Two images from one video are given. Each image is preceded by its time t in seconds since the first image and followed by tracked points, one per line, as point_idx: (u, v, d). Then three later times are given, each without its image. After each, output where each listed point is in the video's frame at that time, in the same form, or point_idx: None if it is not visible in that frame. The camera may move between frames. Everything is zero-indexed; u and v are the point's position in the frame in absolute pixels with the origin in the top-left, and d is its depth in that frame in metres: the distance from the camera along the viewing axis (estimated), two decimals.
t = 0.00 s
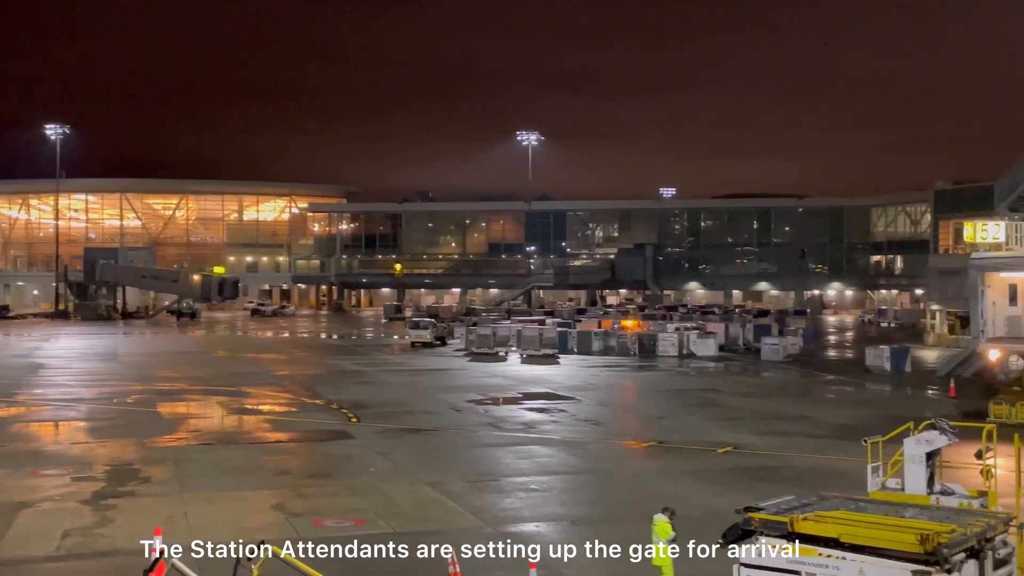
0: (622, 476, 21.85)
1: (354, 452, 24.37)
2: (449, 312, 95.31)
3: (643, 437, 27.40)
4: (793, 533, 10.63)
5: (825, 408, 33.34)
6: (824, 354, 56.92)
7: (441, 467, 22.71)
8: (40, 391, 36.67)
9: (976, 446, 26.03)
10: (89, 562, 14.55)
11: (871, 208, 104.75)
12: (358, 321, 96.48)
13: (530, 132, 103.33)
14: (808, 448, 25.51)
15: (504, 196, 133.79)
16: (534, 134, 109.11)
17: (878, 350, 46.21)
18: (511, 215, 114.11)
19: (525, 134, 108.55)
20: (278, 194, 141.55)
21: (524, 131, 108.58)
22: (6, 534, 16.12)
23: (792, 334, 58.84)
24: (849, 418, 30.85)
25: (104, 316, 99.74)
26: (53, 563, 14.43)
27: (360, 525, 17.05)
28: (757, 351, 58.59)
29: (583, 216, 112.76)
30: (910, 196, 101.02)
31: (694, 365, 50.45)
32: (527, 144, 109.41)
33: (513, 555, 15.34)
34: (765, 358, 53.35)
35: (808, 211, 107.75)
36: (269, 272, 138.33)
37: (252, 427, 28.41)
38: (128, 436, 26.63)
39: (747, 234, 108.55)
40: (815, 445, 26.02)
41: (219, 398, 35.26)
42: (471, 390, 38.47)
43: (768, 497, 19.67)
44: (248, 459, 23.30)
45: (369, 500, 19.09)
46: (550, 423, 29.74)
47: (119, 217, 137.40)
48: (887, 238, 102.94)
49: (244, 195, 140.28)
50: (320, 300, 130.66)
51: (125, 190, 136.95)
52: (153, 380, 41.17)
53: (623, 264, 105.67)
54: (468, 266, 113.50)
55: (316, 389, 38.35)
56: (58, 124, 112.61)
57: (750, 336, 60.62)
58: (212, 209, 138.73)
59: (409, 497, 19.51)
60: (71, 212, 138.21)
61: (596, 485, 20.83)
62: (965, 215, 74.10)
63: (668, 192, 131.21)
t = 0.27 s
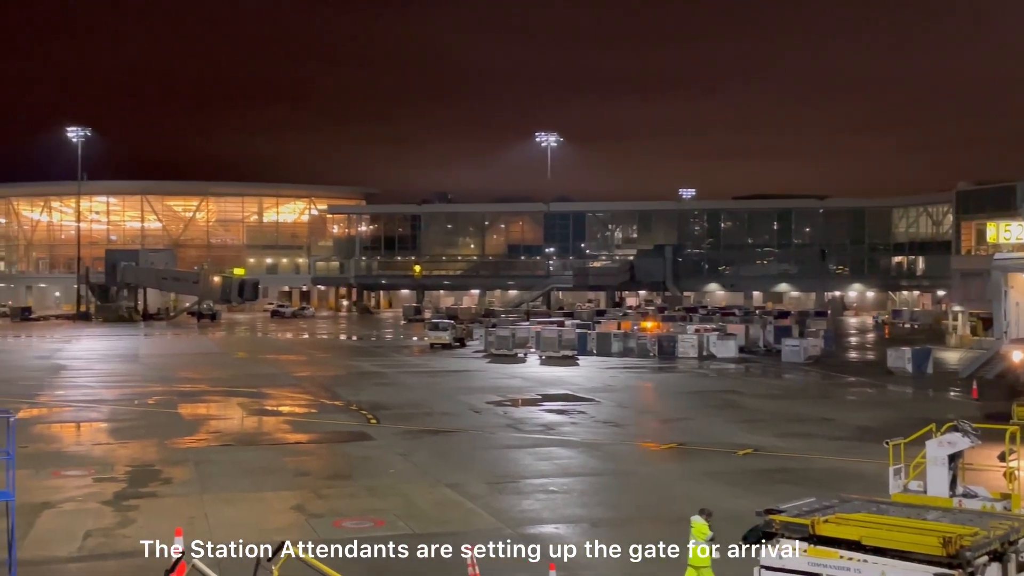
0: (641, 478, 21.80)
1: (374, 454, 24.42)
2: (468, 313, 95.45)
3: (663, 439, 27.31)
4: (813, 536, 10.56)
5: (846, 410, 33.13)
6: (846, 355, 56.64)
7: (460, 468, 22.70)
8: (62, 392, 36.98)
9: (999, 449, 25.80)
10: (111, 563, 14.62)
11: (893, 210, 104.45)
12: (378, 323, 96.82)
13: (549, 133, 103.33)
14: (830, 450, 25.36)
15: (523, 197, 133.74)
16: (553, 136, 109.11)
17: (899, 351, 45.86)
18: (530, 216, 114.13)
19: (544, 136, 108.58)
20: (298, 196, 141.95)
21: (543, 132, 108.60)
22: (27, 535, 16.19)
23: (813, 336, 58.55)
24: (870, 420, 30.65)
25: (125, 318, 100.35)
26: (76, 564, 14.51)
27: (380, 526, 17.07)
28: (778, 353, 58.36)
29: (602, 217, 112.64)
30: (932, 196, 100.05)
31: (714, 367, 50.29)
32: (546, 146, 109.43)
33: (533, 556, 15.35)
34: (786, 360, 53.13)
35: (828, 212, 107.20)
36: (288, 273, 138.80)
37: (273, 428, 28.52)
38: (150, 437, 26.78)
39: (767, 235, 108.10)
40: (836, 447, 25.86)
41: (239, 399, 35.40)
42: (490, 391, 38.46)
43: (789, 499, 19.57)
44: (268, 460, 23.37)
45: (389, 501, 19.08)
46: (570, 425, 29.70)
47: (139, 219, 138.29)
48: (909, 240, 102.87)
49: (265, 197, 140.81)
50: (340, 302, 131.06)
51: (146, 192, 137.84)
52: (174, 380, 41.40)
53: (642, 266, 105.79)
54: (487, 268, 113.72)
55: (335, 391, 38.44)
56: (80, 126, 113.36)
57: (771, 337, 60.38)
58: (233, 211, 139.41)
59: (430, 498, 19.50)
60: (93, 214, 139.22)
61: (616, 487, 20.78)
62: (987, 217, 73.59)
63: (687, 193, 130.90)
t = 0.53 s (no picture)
0: (660, 479, 21.78)
1: (393, 454, 24.50)
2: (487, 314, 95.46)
3: (682, 440, 27.27)
4: (833, 537, 10.47)
5: (866, 411, 32.98)
6: (866, 356, 56.41)
7: (479, 469, 22.73)
8: (84, 392, 37.22)
9: (1021, 451, 25.64)
10: (135, 563, 14.73)
11: (913, 210, 104.21)
12: (396, 323, 96.96)
13: (567, 133, 103.30)
14: (850, 452, 25.26)
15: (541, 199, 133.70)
16: (572, 137, 109.04)
17: (919, 351, 45.56)
18: (548, 217, 114.15)
19: (562, 136, 108.55)
20: (317, 198, 142.37)
21: (561, 133, 108.57)
22: (49, 535, 16.28)
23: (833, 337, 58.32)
24: (891, 422, 30.52)
25: (145, 319, 100.85)
26: (98, 564, 14.61)
27: (399, 527, 17.11)
28: (797, 354, 58.14)
29: (621, 218, 112.46)
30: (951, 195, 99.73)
31: (733, 368, 50.18)
32: (565, 147, 109.40)
33: (551, 557, 15.39)
34: (805, 361, 52.95)
35: (848, 213, 106.76)
36: (307, 275, 139.22)
37: (292, 429, 28.64)
38: (171, 437, 26.95)
39: (787, 235, 107.70)
40: (856, 448, 25.76)
41: (258, 400, 35.58)
42: (508, 392, 38.48)
43: (809, 501, 19.51)
44: (288, 461, 23.47)
45: (408, 502, 19.12)
46: (588, 425, 29.69)
47: (160, 221, 138.96)
48: (929, 239, 102.54)
49: (284, 199, 141.32)
50: (359, 303, 131.41)
51: (166, 194, 138.53)
52: (194, 382, 41.60)
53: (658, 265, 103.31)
54: (505, 269, 113.86)
55: (354, 391, 38.57)
56: (100, 129, 113.98)
57: (790, 338, 60.17)
58: (252, 213, 139.96)
59: (449, 499, 19.53)
60: (114, 216, 140.06)
61: (635, 488, 20.77)
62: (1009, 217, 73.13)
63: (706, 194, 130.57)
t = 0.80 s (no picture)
0: (678, 480, 21.73)
1: (411, 455, 24.54)
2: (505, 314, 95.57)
3: (701, 440, 27.20)
4: (853, 538, 10.43)
5: (887, 412, 32.76)
6: (885, 357, 56.05)
7: (497, 470, 22.72)
8: (104, 393, 37.42)
9: None
10: (154, 563, 14.76)
11: (933, 209, 103.80)
12: (414, 324, 97.15)
13: (584, 134, 103.23)
14: (870, 453, 25.10)
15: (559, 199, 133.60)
16: (589, 137, 108.95)
17: (939, 351, 45.22)
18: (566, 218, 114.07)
19: (579, 136, 108.44)
20: (335, 198, 142.77)
21: (579, 133, 108.49)
22: (70, 534, 16.40)
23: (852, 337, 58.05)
24: (912, 422, 30.29)
25: (165, 320, 101.39)
26: (119, 564, 14.67)
27: (418, 528, 17.11)
28: (816, 355, 57.87)
29: (639, 218, 112.26)
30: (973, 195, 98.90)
31: (751, 368, 50.00)
32: (582, 147, 109.30)
33: (571, 556, 15.40)
34: (824, 361, 52.70)
35: (867, 212, 106.16)
36: (326, 275, 139.52)
37: (311, 429, 28.71)
38: (191, 437, 27.10)
39: (805, 235, 107.21)
40: (876, 450, 25.60)
41: (278, 399, 35.71)
42: (525, 392, 38.46)
43: (829, 501, 19.41)
44: (307, 461, 23.52)
45: (426, 502, 19.15)
46: (606, 426, 29.65)
47: (179, 222, 139.70)
48: (949, 239, 101.85)
49: (302, 200, 141.77)
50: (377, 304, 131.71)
51: (185, 196, 139.27)
52: (213, 382, 41.78)
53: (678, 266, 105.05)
54: (522, 270, 113.90)
55: (372, 392, 38.64)
56: (120, 131, 114.59)
57: (809, 339, 59.90)
58: (271, 214, 140.43)
59: (466, 500, 19.54)
60: (133, 217, 140.93)
61: (653, 489, 20.72)
62: None
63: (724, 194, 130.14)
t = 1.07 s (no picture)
0: (694, 480, 21.70)
1: (428, 455, 24.59)
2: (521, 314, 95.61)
3: (718, 440, 27.15)
4: (872, 539, 10.40)
5: (905, 412, 32.64)
6: (903, 357, 55.83)
7: (514, 470, 22.74)
8: (122, 393, 37.61)
9: None
10: (170, 562, 14.80)
11: (951, 209, 103.37)
12: (431, 324, 97.30)
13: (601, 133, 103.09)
14: (889, 453, 25.01)
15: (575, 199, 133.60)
16: (605, 137, 108.92)
17: (958, 352, 45.03)
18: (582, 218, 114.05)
19: (596, 136, 108.40)
20: (351, 199, 143.19)
21: (595, 133, 108.45)
22: (89, 533, 16.47)
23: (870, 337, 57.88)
24: (930, 423, 30.15)
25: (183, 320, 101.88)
26: (134, 563, 14.71)
27: (434, 528, 17.13)
28: (834, 355, 57.72)
29: (655, 218, 112.11)
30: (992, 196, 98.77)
31: (769, 368, 49.93)
32: (598, 147, 109.29)
33: (588, 556, 15.41)
34: (842, 361, 52.54)
35: (885, 212, 105.74)
36: (342, 275, 139.90)
37: (328, 429, 28.79)
38: (208, 437, 27.23)
39: (822, 235, 106.82)
40: (894, 450, 25.50)
41: (295, 399, 35.81)
42: (542, 393, 38.48)
43: (847, 502, 19.34)
44: (324, 461, 23.58)
45: (443, 502, 19.18)
46: (623, 426, 29.64)
47: (196, 223, 140.26)
48: (967, 239, 101.43)
49: (319, 200, 142.16)
50: (394, 304, 132.07)
51: (202, 197, 139.90)
52: (231, 382, 41.96)
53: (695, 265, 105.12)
54: (539, 270, 114.14)
55: (389, 391, 38.75)
56: (138, 132, 115.02)
57: (826, 339, 59.75)
58: (288, 215, 140.89)
59: (482, 500, 19.55)
60: (151, 218, 141.70)
61: (669, 489, 20.71)
62: None
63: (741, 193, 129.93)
